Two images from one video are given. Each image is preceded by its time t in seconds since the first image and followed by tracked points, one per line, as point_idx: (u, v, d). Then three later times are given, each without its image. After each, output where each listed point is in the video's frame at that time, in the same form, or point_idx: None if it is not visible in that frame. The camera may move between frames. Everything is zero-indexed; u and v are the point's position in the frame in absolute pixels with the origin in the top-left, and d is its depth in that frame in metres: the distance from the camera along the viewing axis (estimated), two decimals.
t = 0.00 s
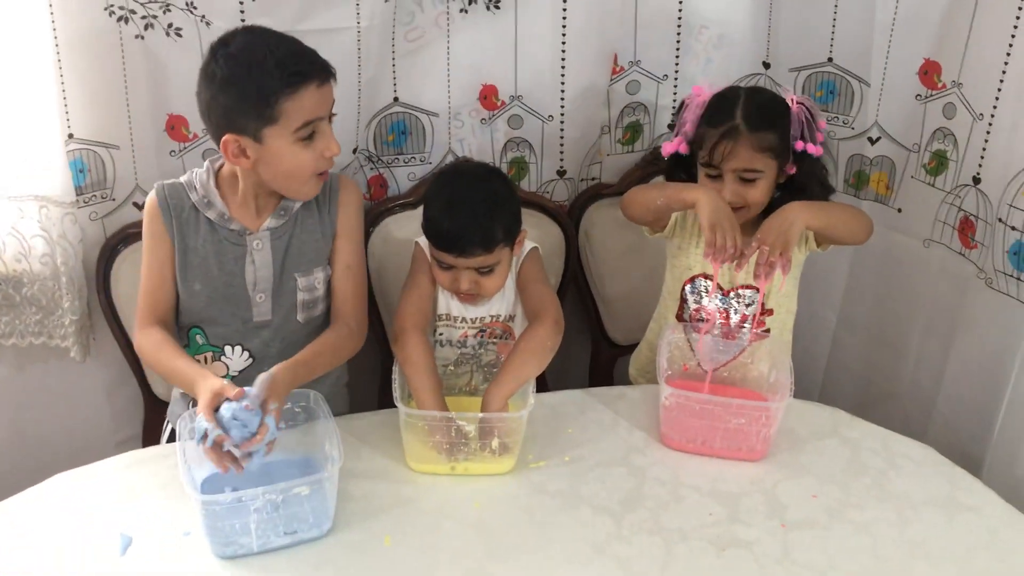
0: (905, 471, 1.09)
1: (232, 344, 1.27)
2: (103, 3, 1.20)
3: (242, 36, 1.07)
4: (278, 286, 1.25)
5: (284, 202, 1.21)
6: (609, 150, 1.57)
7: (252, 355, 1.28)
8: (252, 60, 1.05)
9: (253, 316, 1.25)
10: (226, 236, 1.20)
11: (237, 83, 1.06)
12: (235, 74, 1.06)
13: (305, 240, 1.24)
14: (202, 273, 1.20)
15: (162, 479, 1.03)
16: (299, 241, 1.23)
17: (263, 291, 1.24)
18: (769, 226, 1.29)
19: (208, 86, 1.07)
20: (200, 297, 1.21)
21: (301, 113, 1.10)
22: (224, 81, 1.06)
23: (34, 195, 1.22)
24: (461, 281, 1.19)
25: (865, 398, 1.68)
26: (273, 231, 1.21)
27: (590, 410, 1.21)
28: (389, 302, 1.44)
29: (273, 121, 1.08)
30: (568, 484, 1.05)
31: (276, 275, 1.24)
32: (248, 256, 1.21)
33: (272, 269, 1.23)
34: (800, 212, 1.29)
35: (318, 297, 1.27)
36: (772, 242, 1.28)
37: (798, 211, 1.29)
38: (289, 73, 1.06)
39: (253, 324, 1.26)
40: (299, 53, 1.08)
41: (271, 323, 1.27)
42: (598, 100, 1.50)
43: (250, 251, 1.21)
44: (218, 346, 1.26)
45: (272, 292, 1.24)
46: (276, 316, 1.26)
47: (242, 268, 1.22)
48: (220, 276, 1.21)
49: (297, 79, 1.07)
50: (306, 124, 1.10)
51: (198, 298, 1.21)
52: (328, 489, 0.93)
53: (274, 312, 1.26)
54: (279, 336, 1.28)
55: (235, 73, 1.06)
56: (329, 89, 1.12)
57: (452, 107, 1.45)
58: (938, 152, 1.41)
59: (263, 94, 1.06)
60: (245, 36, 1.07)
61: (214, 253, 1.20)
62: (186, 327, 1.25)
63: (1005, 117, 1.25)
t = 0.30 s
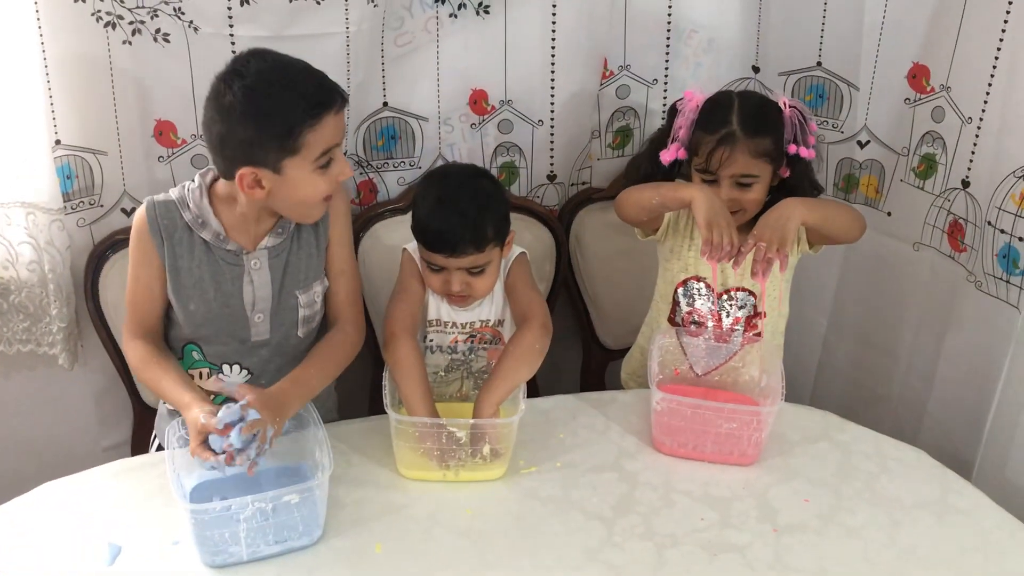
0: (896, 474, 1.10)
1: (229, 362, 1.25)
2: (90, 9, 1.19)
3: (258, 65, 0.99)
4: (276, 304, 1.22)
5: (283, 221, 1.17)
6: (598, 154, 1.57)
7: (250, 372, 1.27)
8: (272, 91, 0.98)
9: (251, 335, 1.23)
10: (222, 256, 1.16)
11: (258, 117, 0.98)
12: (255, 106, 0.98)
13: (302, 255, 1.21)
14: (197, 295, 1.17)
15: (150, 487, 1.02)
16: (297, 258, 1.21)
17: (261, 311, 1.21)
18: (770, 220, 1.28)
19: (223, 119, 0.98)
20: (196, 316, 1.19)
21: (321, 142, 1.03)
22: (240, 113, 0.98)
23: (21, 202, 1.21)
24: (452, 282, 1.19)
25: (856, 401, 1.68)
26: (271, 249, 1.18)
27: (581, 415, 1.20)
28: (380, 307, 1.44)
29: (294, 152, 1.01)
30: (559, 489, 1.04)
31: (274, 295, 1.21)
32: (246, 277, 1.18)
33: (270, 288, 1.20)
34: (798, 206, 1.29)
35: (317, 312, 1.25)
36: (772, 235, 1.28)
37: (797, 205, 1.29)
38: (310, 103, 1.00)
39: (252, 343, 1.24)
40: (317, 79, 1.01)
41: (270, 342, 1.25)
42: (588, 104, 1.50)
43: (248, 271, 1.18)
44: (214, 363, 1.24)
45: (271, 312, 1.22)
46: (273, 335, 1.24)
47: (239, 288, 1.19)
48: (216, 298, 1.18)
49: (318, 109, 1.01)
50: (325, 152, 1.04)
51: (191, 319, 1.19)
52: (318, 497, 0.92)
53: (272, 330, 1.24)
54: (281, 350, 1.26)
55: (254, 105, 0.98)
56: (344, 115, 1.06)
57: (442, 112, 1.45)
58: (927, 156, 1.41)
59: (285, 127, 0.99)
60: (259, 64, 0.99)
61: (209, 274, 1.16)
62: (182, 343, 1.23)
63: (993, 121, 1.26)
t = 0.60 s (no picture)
0: (898, 479, 1.10)
1: (232, 374, 1.26)
2: (95, 16, 1.20)
3: (260, 81, 0.98)
4: (281, 315, 1.22)
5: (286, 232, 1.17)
6: (601, 160, 1.57)
7: (255, 383, 1.28)
8: (275, 107, 0.97)
9: (255, 346, 1.23)
10: (225, 269, 1.16)
11: (263, 134, 0.98)
12: (259, 123, 0.97)
13: (307, 267, 1.21)
14: (200, 308, 1.17)
15: (152, 494, 1.02)
16: (300, 269, 1.20)
17: (265, 323, 1.21)
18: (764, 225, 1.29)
19: (228, 136, 0.98)
20: (200, 330, 1.19)
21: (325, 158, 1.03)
22: (244, 130, 0.98)
23: (25, 209, 1.21)
24: (456, 281, 1.19)
25: (857, 406, 1.68)
26: (275, 261, 1.18)
27: (584, 421, 1.20)
28: (383, 314, 1.44)
29: (299, 168, 1.01)
30: (561, 495, 1.04)
31: (277, 307, 1.21)
32: (249, 290, 1.18)
33: (274, 300, 1.20)
34: (795, 212, 1.29)
35: (321, 321, 1.25)
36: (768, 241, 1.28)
37: (793, 211, 1.29)
38: (315, 119, 0.99)
39: (256, 353, 1.24)
40: (320, 95, 1.01)
41: (273, 352, 1.25)
42: (590, 110, 1.50)
43: (252, 283, 1.18)
44: (217, 375, 1.25)
45: (275, 323, 1.22)
46: (277, 345, 1.25)
47: (243, 301, 1.19)
48: (219, 310, 1.18)
49: (324, 124, 1.00)
50: (330, 166, 1.04)
51: (195, 329, 1.19)
52: (321, 502, 0.92)
53: (276, 341, 1.24)
54: (281, 363, 1.28)
55: (258, 121, 0.97)
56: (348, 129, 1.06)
57: (444, 118, 1.46)
58: (929, 161, 1.42)
59: (291, 143, 0.99)
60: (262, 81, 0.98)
61: (212, 288, 1.16)
62: (184, 355, 1.24)
63: (995, 126, 1.26)
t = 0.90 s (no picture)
0: (899, 483, 1.10)
1: (239, 379, 1.26)
2: (97, 22, 1.20)
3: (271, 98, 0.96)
4: (287, 320, 1.22)
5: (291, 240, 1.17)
6: (601, 165, 1.59)
7: (261, 388, 1.27)
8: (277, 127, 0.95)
9: (261, 351, 1.23)
10: (232, 273, 1.16)
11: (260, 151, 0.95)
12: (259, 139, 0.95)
13: (312, 274, 1.20)
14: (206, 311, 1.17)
15: (156, 498, 1.02)
16: (307, 273, 1.20)
17: (271, 327, 1.21)
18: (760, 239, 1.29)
19: (228, 150, 0.96)
20: (206, 334, 1.19)
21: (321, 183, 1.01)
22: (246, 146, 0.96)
23: (27, 214, 1.22)
24: (460, 283, 1.20)
25: (858, 410, 1.68)
26: (282, 265, 1.17)
27: (585, 425, 1.21)
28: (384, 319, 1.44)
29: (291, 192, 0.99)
30: (563, 500, 1.05)
31: (284, 312, 1.20)
32: (254, 297, 1.18)
33: (281, 305, 1.20)
34: (791, 220, 1.29)
35: (328, 328, 1.25)
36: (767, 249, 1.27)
37: (790, 220, 1.29)
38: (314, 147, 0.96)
39: (263, 358, 1.24)
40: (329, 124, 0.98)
41: (280, 357, 1.25)
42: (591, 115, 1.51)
43: (258, 287, 1.17)
44: (223, 379, 1.24)
45: (282, 328, 1.22)
46: (283, 351, 1.24)
47: (250, 305, 1.18)
48: (225, 315, 1.18)
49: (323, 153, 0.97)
50: (324, 200, 1.02)
51: (198, 334, 1.20)
52: (323, 507, 0.92)
53: (283, 347, 1.24)
54: (291, 368, 1.26)
55: (254, 141, 0.95)
56: (354, 163, 1.03)
57: (446, 123, 1.47)
58: (929, 165, 1.42)
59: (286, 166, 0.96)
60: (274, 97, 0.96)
61: (218, 292, 1.16)
62: (189, 359, 1.22)
63: (995, 130, 1.26)
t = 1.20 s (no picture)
0: (902, 484, 1.09)
1: (240, 362, 1.24)
2: (97, 22, 1.20)
3: (262, 136, 0.93)
4: (287, 310, 1.21)
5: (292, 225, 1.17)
6: (603, 165, 1.59)
7: (260, 372, 1.26)
8: (245, 173, 0.91)
9: (260, 335, 1.22)
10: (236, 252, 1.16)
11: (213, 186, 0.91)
12: (221, 172, 0.91)
13: (310, 261, 1.20)
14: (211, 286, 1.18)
15: (156, 499, 1.02)
16: (307, 263, 1.20)
17: (271, 312, 1.21)
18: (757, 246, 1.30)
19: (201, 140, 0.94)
20: (210, 314, 1.20)
21: (278, 240, 0.97)
22: (209, 174, 0.92)
23: (27, 214, 1.21)
24: (463, 283, 1.19)
25: (860, 410, 1.68)
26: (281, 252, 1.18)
27: (586, 426, 1.20)
28: (386, 319, 1.44)
29: (235, 238, 0.95)
30: (565, 500, 1.04)
31: (283, 299, 1.20)
32: (252, 281, 1.18)
33: (281, 292, 1.20)
34: (791, 222, 1.29)
35: (329, 318, 1.25)
36: (766, 252, 1.27)
37: (792, 221, 1.29)
38: (266, 216, 0.93)
39: (262, 343, 1.23)
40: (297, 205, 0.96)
41: (279, 343, 1.24)
42: (592, 115, 1.51)
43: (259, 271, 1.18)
44: (224, 364, 1.24)
45: (281, 314, 1.21)
46: (283, 337, 1.23)
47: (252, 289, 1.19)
48: (231, 291, 1.19)
49: (272, 225, 0.94)
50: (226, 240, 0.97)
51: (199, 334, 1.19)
52: (324, 507, 0.92)
53: (283, 334, 1.23)
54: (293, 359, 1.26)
55: (213, 146, 0.92)
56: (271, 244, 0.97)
57: (446, 123, 1.47)
58: (931, 165, 1.42)
59: (227, 218, 0.91)
60: (262, 135, 0.94)
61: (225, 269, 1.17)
62: (193, 342, 1.22)
63: (997, 129, 1.26)
